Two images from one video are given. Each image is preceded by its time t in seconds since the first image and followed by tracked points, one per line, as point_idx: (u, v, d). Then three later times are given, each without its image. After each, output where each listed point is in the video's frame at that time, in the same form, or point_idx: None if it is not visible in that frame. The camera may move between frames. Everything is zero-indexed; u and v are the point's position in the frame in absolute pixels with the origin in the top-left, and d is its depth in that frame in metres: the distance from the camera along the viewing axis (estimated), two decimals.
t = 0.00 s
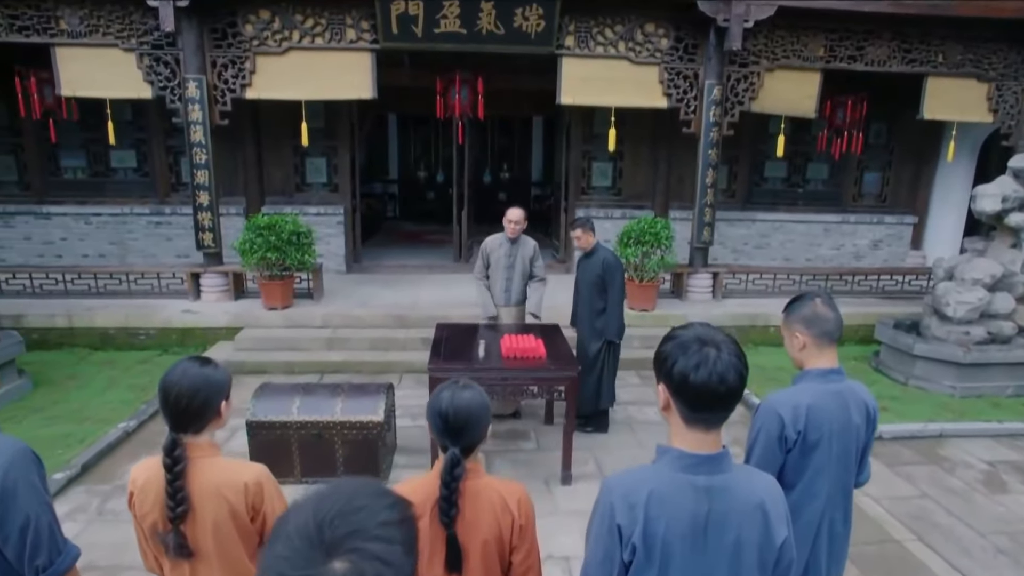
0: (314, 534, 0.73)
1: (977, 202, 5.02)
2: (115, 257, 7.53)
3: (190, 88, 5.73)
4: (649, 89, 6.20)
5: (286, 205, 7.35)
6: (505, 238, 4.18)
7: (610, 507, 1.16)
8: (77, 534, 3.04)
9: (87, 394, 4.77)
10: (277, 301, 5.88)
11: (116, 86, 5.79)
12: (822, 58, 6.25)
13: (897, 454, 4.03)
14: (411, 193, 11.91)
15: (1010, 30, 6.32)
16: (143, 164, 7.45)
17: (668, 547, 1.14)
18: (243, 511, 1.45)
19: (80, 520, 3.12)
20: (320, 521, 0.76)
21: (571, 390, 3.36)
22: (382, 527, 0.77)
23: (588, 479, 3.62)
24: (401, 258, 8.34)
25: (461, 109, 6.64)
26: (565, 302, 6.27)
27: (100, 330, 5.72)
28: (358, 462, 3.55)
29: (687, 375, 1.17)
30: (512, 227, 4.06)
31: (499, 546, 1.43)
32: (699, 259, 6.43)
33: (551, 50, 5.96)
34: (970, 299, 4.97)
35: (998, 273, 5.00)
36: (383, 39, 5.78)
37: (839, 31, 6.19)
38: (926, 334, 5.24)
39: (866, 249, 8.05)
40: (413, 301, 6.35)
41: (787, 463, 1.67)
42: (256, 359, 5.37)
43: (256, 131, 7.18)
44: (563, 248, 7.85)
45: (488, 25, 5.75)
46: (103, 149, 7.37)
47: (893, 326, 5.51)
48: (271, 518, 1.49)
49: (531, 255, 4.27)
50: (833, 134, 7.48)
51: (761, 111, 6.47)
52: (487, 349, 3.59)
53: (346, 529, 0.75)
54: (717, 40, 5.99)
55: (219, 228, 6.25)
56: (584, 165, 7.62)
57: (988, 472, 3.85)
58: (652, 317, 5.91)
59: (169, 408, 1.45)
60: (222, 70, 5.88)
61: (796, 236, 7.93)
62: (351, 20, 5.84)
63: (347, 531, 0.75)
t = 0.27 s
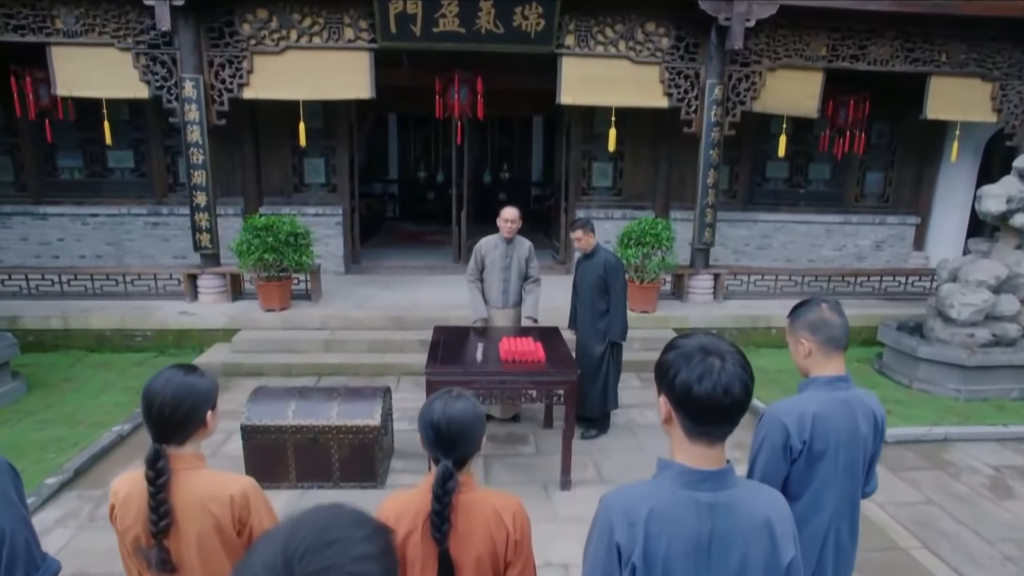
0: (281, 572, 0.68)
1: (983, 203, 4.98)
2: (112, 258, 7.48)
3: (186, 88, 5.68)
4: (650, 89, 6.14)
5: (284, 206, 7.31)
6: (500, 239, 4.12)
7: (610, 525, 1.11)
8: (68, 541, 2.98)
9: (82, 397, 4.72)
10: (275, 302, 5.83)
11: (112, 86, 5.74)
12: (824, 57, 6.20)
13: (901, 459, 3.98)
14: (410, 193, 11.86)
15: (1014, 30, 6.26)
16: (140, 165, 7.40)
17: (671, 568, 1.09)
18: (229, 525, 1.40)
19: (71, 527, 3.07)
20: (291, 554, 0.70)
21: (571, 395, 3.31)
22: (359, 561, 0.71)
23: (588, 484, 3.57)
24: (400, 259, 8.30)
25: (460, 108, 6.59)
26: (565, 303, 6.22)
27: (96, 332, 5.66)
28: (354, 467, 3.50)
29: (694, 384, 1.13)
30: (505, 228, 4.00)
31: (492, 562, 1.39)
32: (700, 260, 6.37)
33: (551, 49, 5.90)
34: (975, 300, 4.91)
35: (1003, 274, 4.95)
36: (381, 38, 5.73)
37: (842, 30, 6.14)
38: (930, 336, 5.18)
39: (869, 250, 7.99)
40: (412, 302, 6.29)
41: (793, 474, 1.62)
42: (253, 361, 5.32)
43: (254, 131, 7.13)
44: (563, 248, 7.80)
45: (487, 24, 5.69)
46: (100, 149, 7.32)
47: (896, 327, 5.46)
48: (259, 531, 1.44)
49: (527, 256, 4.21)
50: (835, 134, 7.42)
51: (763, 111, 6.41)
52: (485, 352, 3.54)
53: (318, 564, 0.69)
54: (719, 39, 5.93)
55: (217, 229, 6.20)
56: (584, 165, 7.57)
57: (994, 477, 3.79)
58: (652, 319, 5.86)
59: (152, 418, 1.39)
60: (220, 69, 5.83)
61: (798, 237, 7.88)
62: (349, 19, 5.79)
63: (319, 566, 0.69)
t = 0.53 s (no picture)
0: None
1: (986, 203, 4.89)
2: (108, 259, 7.42)
3: (181, 88, 5.62)
4: (651, 88, 6.08)
5: (281, 207, 7.25)
6: (491, 240, 4.06)
7: (607, 548, 1.06)
8: (56, 549, 2.92)
9: (75, 400, 4.66)
10: (271, 304, 5.78)
11: (106, 86, 5.68)
12: (826, 57, 6.14)
13: (905, 464, 3.92)
14: (409, 194, 11.80)
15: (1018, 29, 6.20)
16: (136, 165, 7.34)
17: None
18: (211, 544, 1.34)
19: (60, 535, 3.01)
20: None
21: (570, 400, 3.25)
22: None
23: (587, 489, 3.51)
24: (398, 260, 8.24)
25: (459, 108, 6.53)
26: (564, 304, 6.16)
27: (91, 334, 5.60)
28: (349, 473, 3.44)
29: (703, 399, 1.08)
30: (497, 228, 3.95)
31: None
32: (701, 262, 6.31)
33: (550, 48, 5.84)
34: (979, 303, 4.85)
35: (1007, 276, 4.88)
36: (379, 37, 5.67)
37: (844, 29, 6.08)
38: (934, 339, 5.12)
39: (871, 251, 7.93)
40: (409, 304, 6.23)
41: (798, 487, 1.56)
42: (248, 364, 5.26)
43: (251, 131, 7.07)
44: (562, 249, 7.74)
45: (485, 23, 5.63)
46: (96, 150, 7.26)
47: (899, 330, 5.40)
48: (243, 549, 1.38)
49: (520, 256, 4.16)
50: (837, 134, 7.36)
51: (764, 111, 6.35)
52: (482, 356, 3.48)
53: None
54: (719, 39, 5.87)
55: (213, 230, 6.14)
56: (584, 165, 7.50)
57: (999, 483, 3.73)
58: (652, 321, 5.80)
59: (129, 431, 1.33)
60: (215, 69, 5.77)
61: (799, 238, 7.82)
62: (346, 18, 5.72)
63: None
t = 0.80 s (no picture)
0: None
1: (986, 204, 4.84)
2: (100, 261, 7.33)
3: (172, 87, 5.54)
4: (647, 88, 6.03)
5: (275, 207, 7.17)
6: (480, 242, 4.00)
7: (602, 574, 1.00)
8: (40, 559, 2.85)
9: (63, 405, 4.58)
10: (264, 306, 5.71)
11: (95, 85, 5.60)
12: (824, 56, 6.09)
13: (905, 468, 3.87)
14: (405, 194, 11.73)
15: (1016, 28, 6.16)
16: (128, 165, 7.25)
17: None
18: (189, 565, 1.28)
19: (44, 545, 2.93)
20: None
21: (565, 404, 3.18)
22: None
23: (584, 495, 3.45)
24: (394, 260, 8.18)
25: (454, 108, 6.46)
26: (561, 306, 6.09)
27: (80, 337, 5.52)
28: (341, 480, 3.37)
29: (704, 416, 1.03)
30: (486, 229, 3.89)
31: None
32: (698, 263, 6.26)
33: (546, 47, 5.78)
34: (979, 304, 4.80)
35: (1007, 277, 4.83)
36: (373, 36, 5.60)
37: (842, 28, 6.03)
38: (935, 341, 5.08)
39: (869, 251, 7.89)
40: (404, 305, 6.17)
41: (801, 500, 1.49)
42: (240, 367, 5.18)
43: (244, 131, 7.00)
44: (559, 250, 7.67)
45: (480, 22, 5.57)
46: (87, 150, 7.18)
47: (898, 332, 5.36)
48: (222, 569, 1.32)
49: (511, 256, 4.11)
50: (835, 134, 7.32)
51: (762, 110, 6.30)
52: (476, 360, 3.42)
53: None
54: (717, 37, 5.82)
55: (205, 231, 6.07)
56: (581, 165, 7.45)
57: (1001, 487, 3.68)
58: (649, 322, 5.74)
59: (100, 447, 1.26)
60: (207, 68, 5.69)
61: (797, 238, 7.77)
62: (339, 17, 5.66)
63: None
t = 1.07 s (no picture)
0: None
1: (982, 204, 4.85)
2: (89, 263, 7.24)
3: (161, 86, 5.46)
4: (642, 87, 5.98)
5: (267, 208, 7.10)
6: (470, 244, 3.97)
7: None
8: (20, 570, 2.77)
9: (49, 410, 4.50)
10: (255, 309, 5.63)
11: (82, 84, 5.51)
12: (820, 55, 6.06)
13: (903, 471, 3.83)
14: (399, 195, 11.65)
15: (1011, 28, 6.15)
16: (117, 166, 7.16)
17: None
18: None
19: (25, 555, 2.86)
20: None
21: (560, 409, 3.13)
22: None
23: (579, 501, 3.40)
24: (387, 262, 8.11)
25: (446, 107, 6.40)
26: (555, 307, 6.04)
27: (67, 340, 5.43)
28: (332, 486, 3.31)
29: (703, 432, 0.99)
30: (475, 230, 3.86)
31: None
32: (694, 263, 6.22)
33: (540, 46, 5.73)
34: (976, 305, 4.79)
35: (1004, 277, 4.82)
36: (365, 35, 5.54)
37: (837, 27, 6.00)
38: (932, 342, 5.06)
39: (864, 251, 7.87)
40: (398, 307, 6.11)
41: (800, 511, 1.44)
42: (230, 370, 5.11)
43: (235, 132, 6.93)
44: (553, 251, 7.62)
45: (474, 20, 5.52)
46: (75, 150, 7.08)
47: (894, 333, 5.33)
48: None
49: (501, 258, 4.07)
50: (831, 134, 7.30)
51: (757, 110, 6.27)
52: (469, 364, 3.36)
53: None
54: (712, 36, 5.78)
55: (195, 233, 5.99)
56: (576, 165, 7.40)
57: (1000, 490, 3.65)
58: (644, 324, 5.70)
59: (69, 465, 1.23)
60: (197, 67, 5.62)
61: (792, 239, 7.74)
62: (331, 15, 5.59)
63: None
